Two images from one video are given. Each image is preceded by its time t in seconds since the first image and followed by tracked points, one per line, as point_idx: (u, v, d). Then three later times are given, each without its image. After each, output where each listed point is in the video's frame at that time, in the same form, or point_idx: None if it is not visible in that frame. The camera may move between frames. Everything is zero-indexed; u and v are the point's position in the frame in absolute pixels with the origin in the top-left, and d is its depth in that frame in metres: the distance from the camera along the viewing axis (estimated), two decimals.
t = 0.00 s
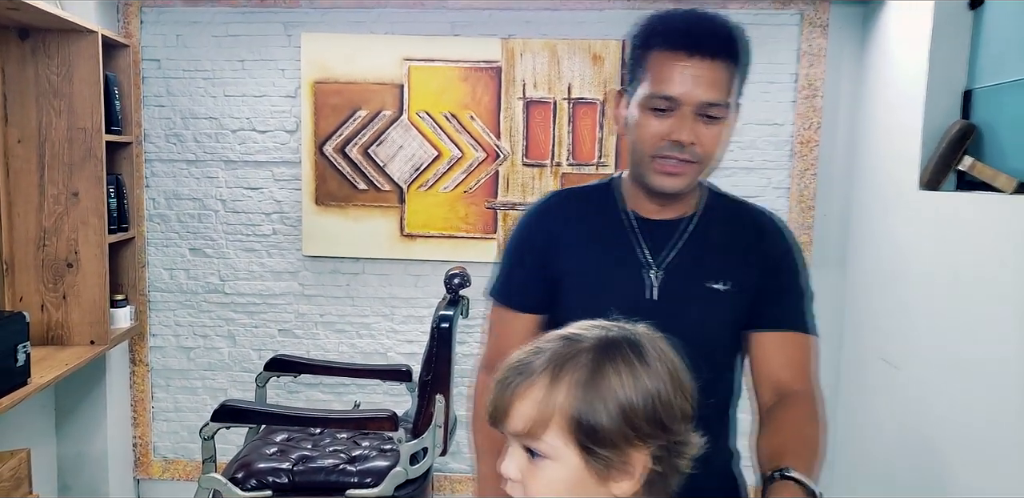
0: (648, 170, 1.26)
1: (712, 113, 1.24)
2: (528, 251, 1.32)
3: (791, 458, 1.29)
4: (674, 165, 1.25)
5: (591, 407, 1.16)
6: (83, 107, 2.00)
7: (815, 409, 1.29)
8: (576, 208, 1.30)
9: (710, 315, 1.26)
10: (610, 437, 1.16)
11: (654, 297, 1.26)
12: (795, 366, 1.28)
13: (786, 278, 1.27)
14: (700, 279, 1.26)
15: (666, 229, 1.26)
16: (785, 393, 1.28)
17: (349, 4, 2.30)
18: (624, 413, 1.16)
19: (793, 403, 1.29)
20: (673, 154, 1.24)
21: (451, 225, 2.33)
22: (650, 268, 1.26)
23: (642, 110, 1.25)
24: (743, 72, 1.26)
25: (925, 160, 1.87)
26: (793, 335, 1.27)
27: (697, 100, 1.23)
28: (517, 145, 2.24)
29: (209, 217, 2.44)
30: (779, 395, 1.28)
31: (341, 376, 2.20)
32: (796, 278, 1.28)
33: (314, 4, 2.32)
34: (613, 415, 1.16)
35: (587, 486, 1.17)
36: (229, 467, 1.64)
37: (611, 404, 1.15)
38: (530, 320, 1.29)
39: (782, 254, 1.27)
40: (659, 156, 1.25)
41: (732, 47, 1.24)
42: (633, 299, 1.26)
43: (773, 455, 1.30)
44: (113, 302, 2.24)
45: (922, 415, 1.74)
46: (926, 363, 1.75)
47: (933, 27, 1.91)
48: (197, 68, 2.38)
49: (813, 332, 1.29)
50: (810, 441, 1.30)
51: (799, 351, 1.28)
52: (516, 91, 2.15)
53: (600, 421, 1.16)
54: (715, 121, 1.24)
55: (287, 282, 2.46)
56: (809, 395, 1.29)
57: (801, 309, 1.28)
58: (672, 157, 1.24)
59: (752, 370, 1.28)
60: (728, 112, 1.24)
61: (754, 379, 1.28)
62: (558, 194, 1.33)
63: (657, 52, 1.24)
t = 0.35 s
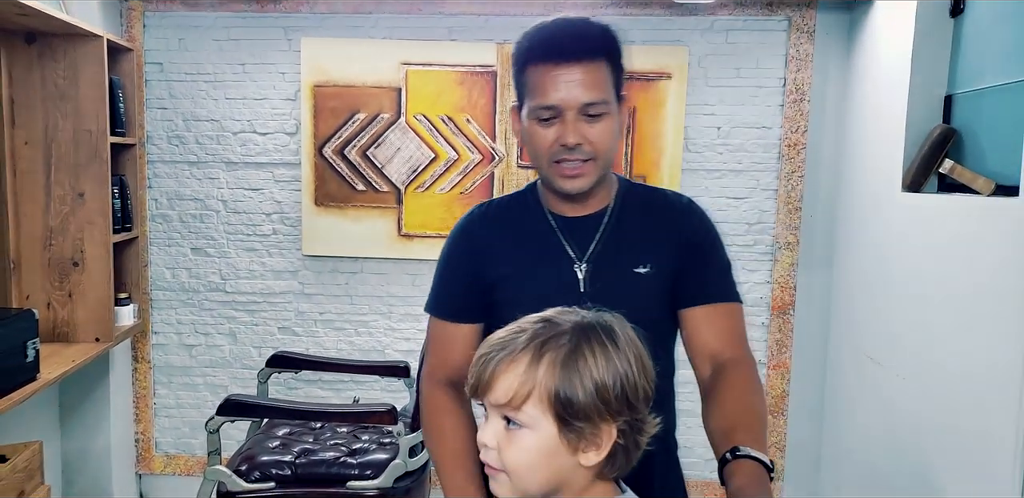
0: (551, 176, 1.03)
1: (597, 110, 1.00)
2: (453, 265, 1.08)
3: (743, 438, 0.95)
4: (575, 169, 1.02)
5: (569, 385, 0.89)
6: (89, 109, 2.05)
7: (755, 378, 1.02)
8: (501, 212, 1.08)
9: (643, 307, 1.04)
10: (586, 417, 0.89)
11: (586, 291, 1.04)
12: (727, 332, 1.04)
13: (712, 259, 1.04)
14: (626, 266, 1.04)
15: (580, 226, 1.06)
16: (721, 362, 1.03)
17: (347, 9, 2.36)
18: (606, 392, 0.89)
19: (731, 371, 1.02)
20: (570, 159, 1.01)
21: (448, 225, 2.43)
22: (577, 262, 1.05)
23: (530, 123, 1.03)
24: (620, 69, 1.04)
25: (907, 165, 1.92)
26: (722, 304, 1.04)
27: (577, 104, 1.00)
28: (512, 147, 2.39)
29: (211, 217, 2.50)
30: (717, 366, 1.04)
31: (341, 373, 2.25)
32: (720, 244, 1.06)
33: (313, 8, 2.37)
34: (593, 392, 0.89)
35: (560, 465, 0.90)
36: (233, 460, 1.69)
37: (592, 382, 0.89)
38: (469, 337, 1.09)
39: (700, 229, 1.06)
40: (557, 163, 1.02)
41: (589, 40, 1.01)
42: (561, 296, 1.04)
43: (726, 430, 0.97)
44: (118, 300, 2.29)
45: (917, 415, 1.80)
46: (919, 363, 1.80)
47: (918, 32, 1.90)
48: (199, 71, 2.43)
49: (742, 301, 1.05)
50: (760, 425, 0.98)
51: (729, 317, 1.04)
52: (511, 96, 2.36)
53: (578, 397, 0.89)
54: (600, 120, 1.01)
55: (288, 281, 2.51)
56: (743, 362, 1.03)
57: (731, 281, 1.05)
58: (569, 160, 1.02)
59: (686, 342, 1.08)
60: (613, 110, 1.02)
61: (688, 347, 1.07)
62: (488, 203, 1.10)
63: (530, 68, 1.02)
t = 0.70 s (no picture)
0: (506, 187, 1.10)
1: (537, 117, 1.08)
2: (426, 282, 1.17)
3: (730, 426, 0.97)
4: (527, 176, 1.09)
5: (575, 371, 0.92)
6: (110, 112, 2.09)
7: (732, 360, 1.06)
8: (467, 229, 1.18)
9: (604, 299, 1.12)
10: (591, 402, 0.92)
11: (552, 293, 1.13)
12: (698, 318, 1.11)
13: (667, 244, 1.13)
14: (588, 264, 1.13)
15: (543, 232, 1.15)
16: (696, 348, 1.09)
17: (361, 14, 2.41)
18: (609, 381, 0.93)
19: (708, 353, 1.07)
20: (520, 167, 1.08)
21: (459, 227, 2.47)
22: (542, 267, 1.14)
23: (478, 139, 1.10)
24: (551, 77, 1.13)
25: (914, 170, 1.95)
26: (685, 289, 1.11)
27: (517, 113, 1.07)
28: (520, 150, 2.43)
29: (226, 218, 2.54)
30: (694, 351, 1.09)
31: (354, 371, 2.29)
32: (674, 231, 1.15)
33: (327, 13, 2.41)
34: (597, 379, 0.92)
35: (563, 447, 0.93)
36: (253, 456, 1.75)
37: (597, 370, 0.92)
38: (449, 347, 1.20)
39: (655, 219, 1.15)
40: (510, 174, 1.09)
41: (516, 53, 1.09)
42: (531, 296, 1.13)
43: (714, 420, 0.99)
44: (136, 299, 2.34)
45: (922, 413, 1.84)
46: (926, 364, 1.83)
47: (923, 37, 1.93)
48: (215, 75, 2.48)
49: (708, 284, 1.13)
50: (744, 406, 1.01)
51: (698, 302, 1.11)
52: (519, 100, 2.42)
53: (584, 383, 0.92)
54: (542, 126, 1.08)
55: (301, 280, 2.55)
56: (716, 344, 1.08)
57: (691, 265, 1.13)
58: (521, 169, 1.08)
59: (661, 331, 1.15)
60: (552, 115, 1.10)
61: (664, 337, 1.14)
62: (453, 222, 1.21)
63: (468, 89, 1.10)
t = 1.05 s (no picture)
0: (514, 194, 1.12)
1: (545, 126, 1.10)
2: (434, 289, 1.20)
3: (743, 427, 0.97)
4: (535, 183, 1.10)
5: (573, 380, 0.93)
6: (133, 117, 2.13)
7: (742, 361, 1.06)
8: (474, 237, 1.20)
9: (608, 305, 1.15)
10: (588, 411, 0.93)
11: (558, 299, 1.15)
12: (704, 320, 1.11)
13: (671, 249, 1.15)
14: (593, 271, 1.15)
15: (549, 238, 1.17)
16: (704, 349, 1.09)
17: (378, 19, 2.44)
18: (608, 392, 0.93)
19: (716, 353, 1.07)
20: (528, 174, 1.10)
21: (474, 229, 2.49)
22: (547, 274, 1.16)
23: (487, 147, 1.12)
24: (559, 87, 1.15)
25: (929, 173, 1.95)
26: (689, 292, 1.12)
27: (526, 122, 1.09)
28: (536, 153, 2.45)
29: (244, 220, 2.57)
30: (702, 352, 1.09)
31: (371, 372, 2.31)
32: (677, 236, 1.17)
33: (344, 18, 2.44)
34: (594, 389, 0.92)
35: (559, 453, 0.94)
36: (274, 456, 1.78)
37: (595, 380, 0.93)
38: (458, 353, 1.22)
39: (658, 224, 1.17)
40: (519, 181, 1.10)
41: (524, 64, 1.11)
42: (537, 302, 1.15)
43: (726, 421, 0.99)
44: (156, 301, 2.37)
45: (936, 416, 1.85)
46: (941, 367, 1.84)
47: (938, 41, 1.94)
48: (234, 79, 2.51)
49: (711, 285, 1.14)
50: (755, 406, 1.01)
51: (704, 303, 1.12)
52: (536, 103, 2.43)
53: (581, 392, 0.92)
54: (550, 135, 1.10)
55: (318, 282, 2.58)
56: (726, 346, 1.08)
57: (694, 269, 1.14)
58: (529, 176, 1.10)
59: (668, 332, 1.15)
60: (560, 124, 1.11)
61: (671, 339, 1.14)
62: (460, 230, 1.23)
63: (478, 98, 1.13)
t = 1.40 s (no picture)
0: (562, 188, 1.12)
1: (607, 128, 1.09)
2: (469, 280, 1.19)
3: (769, 431, 1.01)
4: (584, 181, 1.11)
5: (588, 386, 0.93)
6: (151, 119, 2.15)
7: (771, 370, 1.10)
8: (508, 231, 1.18)
9: (643, 307, 1.13)
10: (602, 417, 0.93)
11: (592, 297, 1.13)
12: (736, 329, 1.13)
13: (711, 259, 1.14)
14: (629, 271, 1.14)
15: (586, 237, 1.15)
16: (735, 357, 1.13)
17: (393, 21, 2.45)
18: (622, 398, 0.93)
19: (747, 362, 1.11)
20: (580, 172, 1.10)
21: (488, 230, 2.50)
22: (582, 272, 1.14)
23: (544, 137, 1.12)
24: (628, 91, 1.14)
25: (945, 175, 1.95)
26: (723, 301, 1.13)
27: (590, 120, 1.09)
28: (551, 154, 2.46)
29: (260, 221, 2.59)
30: (732, 360, 1.13)
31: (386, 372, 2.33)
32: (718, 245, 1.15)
33: (360, 20, 2.46)
34: (608, 395, 0.93)
35: (575, 457, 0.95)
36: (292, 455, 1.80)
37: (609, 386, 0.93)
38: (485, 346, 1.22)
39: (697, 231, 1.15)
40: (568, 176, 1.11)
41: (599, 62, 1.10)
42: (568, 301, 1.13)
43: (753, 426, 1.03)
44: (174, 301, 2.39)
45: (952, 418, 1.84)
46: (957, 369, 1.83)
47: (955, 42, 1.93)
48: (251, 81, 2.53)
49: (747, 296, 1.15)
50: (782, 411, 1.05)
51: (736, 312, 1.14)
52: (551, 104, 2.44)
53: (596, 398, 0.93)
54: (611, 137, 1.10)
55: (334, 282, 2.60)
56: (756, 355, 1.12)
57: (731, 279, 1.14)
58: (579, 173, 1.11)
59: (698, 339, 1.18)
60: (621, 128, 1.11)
61: (701, 345, 1.17)
62: (496, 223, 1.21)
63: (545, 85, 1.12)
